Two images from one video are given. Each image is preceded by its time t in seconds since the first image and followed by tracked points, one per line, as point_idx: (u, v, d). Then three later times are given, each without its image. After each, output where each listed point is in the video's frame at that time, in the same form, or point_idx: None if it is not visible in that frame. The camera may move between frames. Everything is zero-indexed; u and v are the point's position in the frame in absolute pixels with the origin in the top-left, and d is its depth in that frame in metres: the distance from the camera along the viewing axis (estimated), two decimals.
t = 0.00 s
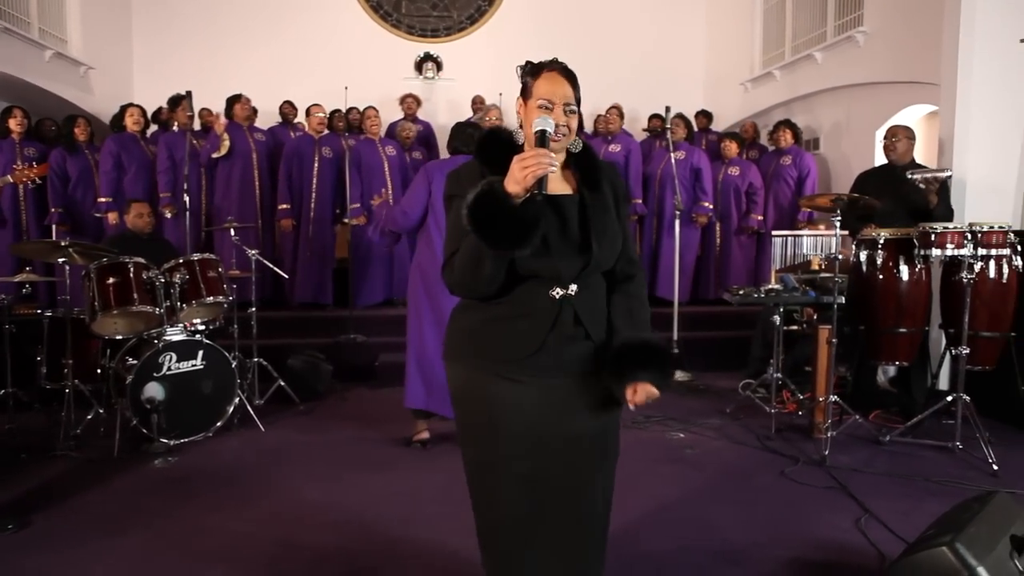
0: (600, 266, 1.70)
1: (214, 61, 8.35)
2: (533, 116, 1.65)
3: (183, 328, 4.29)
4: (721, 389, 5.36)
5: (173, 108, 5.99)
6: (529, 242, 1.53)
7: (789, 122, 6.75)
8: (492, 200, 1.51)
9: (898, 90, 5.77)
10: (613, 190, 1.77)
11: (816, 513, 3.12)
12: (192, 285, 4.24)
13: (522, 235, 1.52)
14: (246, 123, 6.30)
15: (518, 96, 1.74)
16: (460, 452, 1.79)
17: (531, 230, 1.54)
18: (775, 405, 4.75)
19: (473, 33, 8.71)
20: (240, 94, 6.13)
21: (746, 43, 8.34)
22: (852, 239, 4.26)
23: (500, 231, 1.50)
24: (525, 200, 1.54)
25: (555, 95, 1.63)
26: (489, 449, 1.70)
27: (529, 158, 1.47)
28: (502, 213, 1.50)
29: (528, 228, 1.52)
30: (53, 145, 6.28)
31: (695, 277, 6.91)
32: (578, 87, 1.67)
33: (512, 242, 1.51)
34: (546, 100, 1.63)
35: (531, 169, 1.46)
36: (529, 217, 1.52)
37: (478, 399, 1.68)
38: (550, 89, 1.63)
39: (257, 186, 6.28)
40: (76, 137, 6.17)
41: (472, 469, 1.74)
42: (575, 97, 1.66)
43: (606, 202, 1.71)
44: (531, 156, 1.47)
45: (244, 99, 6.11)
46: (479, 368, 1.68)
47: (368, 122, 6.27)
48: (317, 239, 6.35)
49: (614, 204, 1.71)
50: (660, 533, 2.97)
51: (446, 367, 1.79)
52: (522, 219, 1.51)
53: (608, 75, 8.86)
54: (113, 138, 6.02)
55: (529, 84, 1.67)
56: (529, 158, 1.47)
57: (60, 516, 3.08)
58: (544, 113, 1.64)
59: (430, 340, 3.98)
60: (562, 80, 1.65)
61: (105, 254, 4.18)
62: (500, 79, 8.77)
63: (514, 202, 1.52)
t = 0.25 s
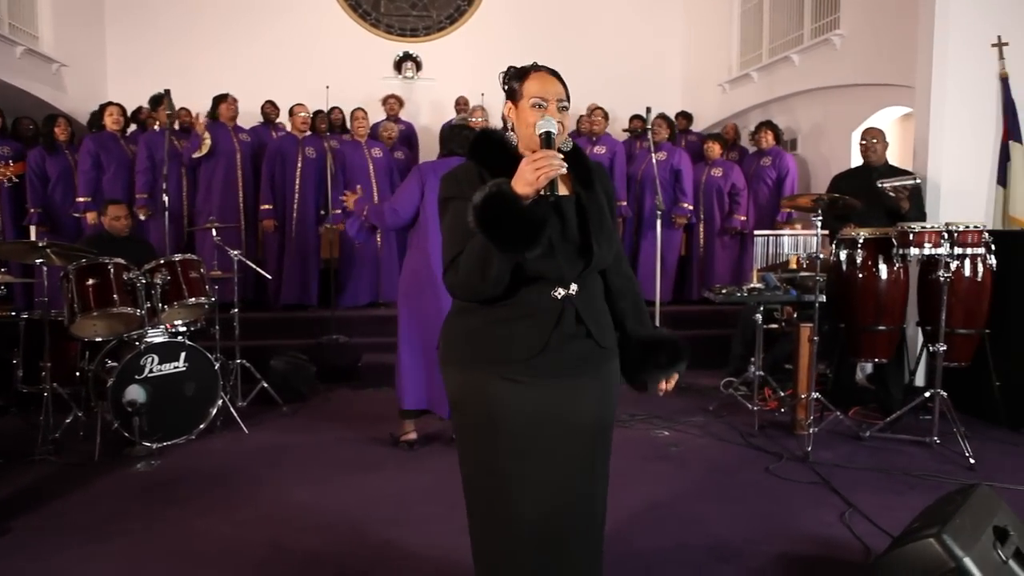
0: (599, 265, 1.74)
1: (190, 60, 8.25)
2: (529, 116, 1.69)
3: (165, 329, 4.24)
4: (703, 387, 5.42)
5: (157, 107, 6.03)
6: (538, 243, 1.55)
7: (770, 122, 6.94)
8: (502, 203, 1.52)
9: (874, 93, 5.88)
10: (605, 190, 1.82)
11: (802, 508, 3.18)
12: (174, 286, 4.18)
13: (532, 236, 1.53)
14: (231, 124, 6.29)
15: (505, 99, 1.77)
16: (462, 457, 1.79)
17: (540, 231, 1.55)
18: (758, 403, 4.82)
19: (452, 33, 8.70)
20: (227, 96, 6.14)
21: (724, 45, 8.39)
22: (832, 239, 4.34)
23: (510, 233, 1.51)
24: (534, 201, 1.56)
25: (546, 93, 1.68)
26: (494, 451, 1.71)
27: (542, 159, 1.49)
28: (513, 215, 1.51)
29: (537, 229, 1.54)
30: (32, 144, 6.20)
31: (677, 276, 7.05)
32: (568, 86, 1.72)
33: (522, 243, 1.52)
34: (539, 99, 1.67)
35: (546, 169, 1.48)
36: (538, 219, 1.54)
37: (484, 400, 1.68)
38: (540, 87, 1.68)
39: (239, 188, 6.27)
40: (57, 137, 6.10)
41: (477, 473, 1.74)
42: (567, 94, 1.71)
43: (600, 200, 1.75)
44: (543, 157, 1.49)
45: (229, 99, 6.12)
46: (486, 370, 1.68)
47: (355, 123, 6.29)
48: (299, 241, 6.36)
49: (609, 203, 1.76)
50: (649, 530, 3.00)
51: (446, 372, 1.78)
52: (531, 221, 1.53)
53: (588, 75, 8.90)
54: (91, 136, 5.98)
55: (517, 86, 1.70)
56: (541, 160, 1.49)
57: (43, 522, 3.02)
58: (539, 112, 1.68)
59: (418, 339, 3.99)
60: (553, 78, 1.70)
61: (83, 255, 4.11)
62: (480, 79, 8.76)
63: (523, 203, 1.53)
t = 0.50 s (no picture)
0: (593, 262, 1.79)
1: (170, 58, 8.15)
2: (522, 114, 1.71)
3: (151, 331, 4.18)
4: (688, 386, 5.47)
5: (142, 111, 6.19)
6: (542, 243, 1.57)
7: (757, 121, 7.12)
8: (506, 203, 1.53)
9: (853, 95, 5.98)
10: (596, 188, 1.88)
11: (791, 504, 3.22)
12: (160, 287, 4.12)
13: (537, 236, 1.56)
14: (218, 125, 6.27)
15: (495, 96, 1.78)
16: (461, 454, 1.81)
17: (543, 231, 1.58)
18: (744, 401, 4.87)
19: (435, 33, 8.68)
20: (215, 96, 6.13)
21: (706, 46, 8.47)
22: (816, 239, 4.41)
23: (516, 233, 1.53)
24: (536, 201, 1.58)
25: (538, 90, 1.70)
26: (495, 448, 1.74)
27: (546, 158, 1.51)
28: (518, 214, 1.53)
29: (541, 229, 1.56)
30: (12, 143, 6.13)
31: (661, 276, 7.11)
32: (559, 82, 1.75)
33: (527, 243, 1.55)
34: (532, 96, 1.69)
35: (551, 169, 1.50)
36: (541, 219, 1.56)
37: (486, 398, 1.71)
38: (532, 85, 1.69)
39: (224, 189, 6.26)
40: (37, 137, 6.01)
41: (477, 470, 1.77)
42: (558, 90, 1.74)
43: (592, 196, 1.83)
44: (547, 156, 1.51)
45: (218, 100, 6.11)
46: (487, 368, 1.71)
47: (344, 122, 6.28)
48: (284, 242, 6.32)
49: (600, 198, 1.84)
50: (642, 526, 3.03)
51: (445, 371, 1.79)
52: (536, 221, 1.55)
53: (571, 76, 8.93)
54: (72, 136, 5.94)
55: (509, 85, 1.72)
56: (546, 160, 1.51)
57: (30, 527, 2.97)
58: (533, 109, 1.70)
59: (408, 338, 3.98)
60: (545, 74, 1.72)
61: (67, 256, 4.05)
62: (463, 79, 8.76)
63: (527, 202, 1.55)
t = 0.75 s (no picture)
0: (584, 263, 1.82)
1: (150, 57, 8.06)
2: (527, 112, 1.72)
3: (138, 333, 4.14)
4: (676, 384, 5.52)
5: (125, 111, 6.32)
6: (539, 244, 1.59)
7: (739, 121, 7.27)
8: (506, 204, 1.54)
9: (835, 97, 6.07)
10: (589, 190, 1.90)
11: (782, 499, 3.27)
12: (147, 289, 4.08)
13: (535, 237, 1.57)
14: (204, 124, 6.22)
15: (494, 92, 1.78)
16: (453, 451, 1.83)
17: (540, 233, 1.59)
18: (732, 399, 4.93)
19: (419, 32, 8.67)
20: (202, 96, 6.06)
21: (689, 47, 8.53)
22: (802, 238, 4.47)
23: (513, 234, 1.54)
24: (534, 202, 1.58)
25: (541, 88, 1.71)
26: (487, 444, 1.77)
27: (547, 161, 1.52)
28: (517, 216, 1.54)
29: (536, 231, 1.57)
30: None
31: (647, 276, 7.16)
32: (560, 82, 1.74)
33: (525, 244, 1.56)
34: (536, 94, 1.70)
35: (552, 172, 1.51)
36: (539, 221, 1.57)
37: (479, 395, 1.73)
38: (535, 83, 1.71)
39: (208, 188, 6.21)
40: (17, 135, 5.95)
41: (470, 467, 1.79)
42: (559, 90, 1.74)
43: (585, 196, 1.84)
44: (548, 159, 1.52)
45: (203, 99, 6.10)
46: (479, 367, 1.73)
47: (332, 121, 6.36)
48: (268, 243, 6.26)
49: (593, 198, 1.85)
50: (637, 522, 3.06)
51: (437, 369, 1.81)
52: (532, 223, 1.56)
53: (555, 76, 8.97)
54: (54, 135, 5.88)
55: (511, 82, 1.72)
56: (547, 163, 1.52)
57: (18, 532, 2.93)
58: (536, 107, 1.71)
59: (398, 338, 3.97)
60: (546, 74, 1.73)
61: (52, 257, 4.00)
62: (448, 78, 8.76)
63: (526, 204, 1.56)
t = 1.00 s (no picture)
0: (578, 266, 1.80)
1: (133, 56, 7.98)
2: (528, 115, 1.70)
3: (128, 334, 4.10)
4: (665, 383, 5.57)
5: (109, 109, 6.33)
6: (530, 247, 1.58)
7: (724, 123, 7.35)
8: (499, 207, 1.54)
9: (818, 99, 6.15)
10: (585, 192, 1.88)
11: (773, 495, 3.31)
12: (136, 290, 4.04)
13: (525, 239, 1.56)
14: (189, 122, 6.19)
15: (494, 93, 1.76)
16: (443, 452, 1.80)
17: (531, 236, 1.58)
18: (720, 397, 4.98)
19: (405, 32, 8.65)
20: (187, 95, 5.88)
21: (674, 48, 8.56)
22: (790, 237, 4.52)
23: (504, 237, 1.54)
24: (529, 206, 1.58)
25: (543, 91, 1.69)
26: (477, 446, 1.74)
27: (542, 166, 1.51)
28: (508, 219, 1.53)
29: (529, 236, 1.57)
30: None
31: (633, 276, 7.21)
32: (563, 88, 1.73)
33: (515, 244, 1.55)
34: (537, 96, 1.68)
35: (547, 177, 1.50)
36: (532, 224, 1.57)
37: (470, 394, 1.71)
38: (536, 86, 1.69)
39: (193, 188, 6.14)
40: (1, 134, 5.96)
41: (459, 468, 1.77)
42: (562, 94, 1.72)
43: (580, 199, 1.81)
44: (544, 165, 1.51)
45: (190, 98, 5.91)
46: (470, 366, 1.71)
47: (321, 119, 6.42)
48: (255, 242, 6.25)
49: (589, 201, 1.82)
50: (632, 518, 3.08)
51: (428, 369, 1.79)
52: (525, 226, 1.56)
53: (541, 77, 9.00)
54: (37, 133, 5.82)
55: (512, 84, 1.71)
56: (542, 168, 1.51)
57: (8, 535, 2.89)
58: (538, 109, 1.69)
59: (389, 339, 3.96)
60: (548, 77, 1.72)
61: (39, 258, 3.96)
62: (434, 78, 8.76)
63: (518, 207, 1.56)
